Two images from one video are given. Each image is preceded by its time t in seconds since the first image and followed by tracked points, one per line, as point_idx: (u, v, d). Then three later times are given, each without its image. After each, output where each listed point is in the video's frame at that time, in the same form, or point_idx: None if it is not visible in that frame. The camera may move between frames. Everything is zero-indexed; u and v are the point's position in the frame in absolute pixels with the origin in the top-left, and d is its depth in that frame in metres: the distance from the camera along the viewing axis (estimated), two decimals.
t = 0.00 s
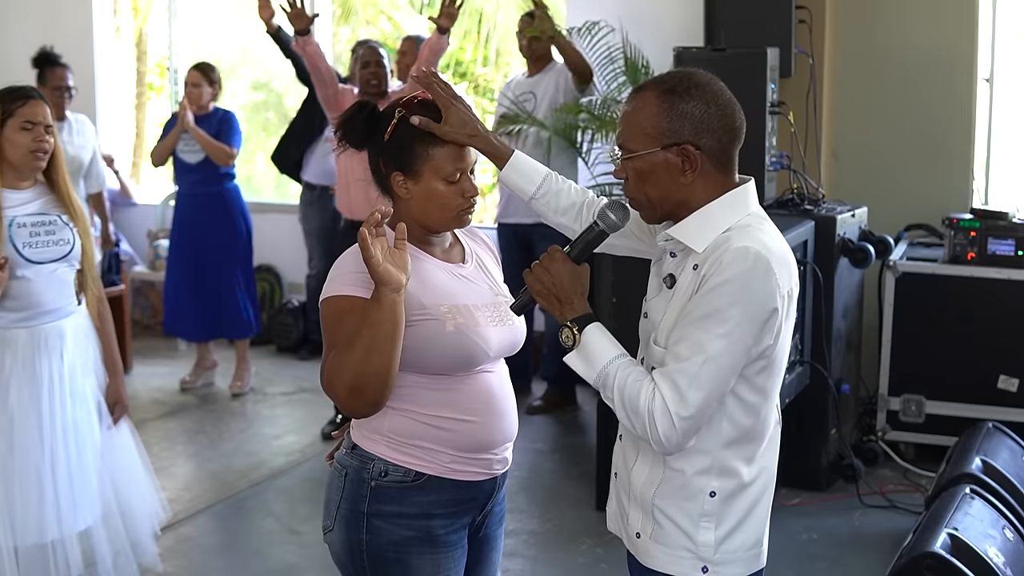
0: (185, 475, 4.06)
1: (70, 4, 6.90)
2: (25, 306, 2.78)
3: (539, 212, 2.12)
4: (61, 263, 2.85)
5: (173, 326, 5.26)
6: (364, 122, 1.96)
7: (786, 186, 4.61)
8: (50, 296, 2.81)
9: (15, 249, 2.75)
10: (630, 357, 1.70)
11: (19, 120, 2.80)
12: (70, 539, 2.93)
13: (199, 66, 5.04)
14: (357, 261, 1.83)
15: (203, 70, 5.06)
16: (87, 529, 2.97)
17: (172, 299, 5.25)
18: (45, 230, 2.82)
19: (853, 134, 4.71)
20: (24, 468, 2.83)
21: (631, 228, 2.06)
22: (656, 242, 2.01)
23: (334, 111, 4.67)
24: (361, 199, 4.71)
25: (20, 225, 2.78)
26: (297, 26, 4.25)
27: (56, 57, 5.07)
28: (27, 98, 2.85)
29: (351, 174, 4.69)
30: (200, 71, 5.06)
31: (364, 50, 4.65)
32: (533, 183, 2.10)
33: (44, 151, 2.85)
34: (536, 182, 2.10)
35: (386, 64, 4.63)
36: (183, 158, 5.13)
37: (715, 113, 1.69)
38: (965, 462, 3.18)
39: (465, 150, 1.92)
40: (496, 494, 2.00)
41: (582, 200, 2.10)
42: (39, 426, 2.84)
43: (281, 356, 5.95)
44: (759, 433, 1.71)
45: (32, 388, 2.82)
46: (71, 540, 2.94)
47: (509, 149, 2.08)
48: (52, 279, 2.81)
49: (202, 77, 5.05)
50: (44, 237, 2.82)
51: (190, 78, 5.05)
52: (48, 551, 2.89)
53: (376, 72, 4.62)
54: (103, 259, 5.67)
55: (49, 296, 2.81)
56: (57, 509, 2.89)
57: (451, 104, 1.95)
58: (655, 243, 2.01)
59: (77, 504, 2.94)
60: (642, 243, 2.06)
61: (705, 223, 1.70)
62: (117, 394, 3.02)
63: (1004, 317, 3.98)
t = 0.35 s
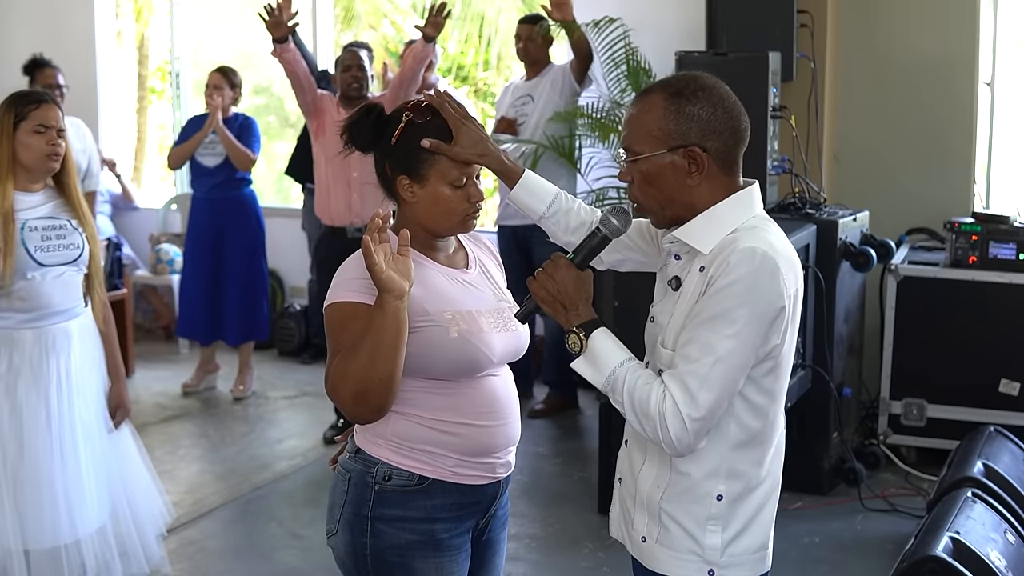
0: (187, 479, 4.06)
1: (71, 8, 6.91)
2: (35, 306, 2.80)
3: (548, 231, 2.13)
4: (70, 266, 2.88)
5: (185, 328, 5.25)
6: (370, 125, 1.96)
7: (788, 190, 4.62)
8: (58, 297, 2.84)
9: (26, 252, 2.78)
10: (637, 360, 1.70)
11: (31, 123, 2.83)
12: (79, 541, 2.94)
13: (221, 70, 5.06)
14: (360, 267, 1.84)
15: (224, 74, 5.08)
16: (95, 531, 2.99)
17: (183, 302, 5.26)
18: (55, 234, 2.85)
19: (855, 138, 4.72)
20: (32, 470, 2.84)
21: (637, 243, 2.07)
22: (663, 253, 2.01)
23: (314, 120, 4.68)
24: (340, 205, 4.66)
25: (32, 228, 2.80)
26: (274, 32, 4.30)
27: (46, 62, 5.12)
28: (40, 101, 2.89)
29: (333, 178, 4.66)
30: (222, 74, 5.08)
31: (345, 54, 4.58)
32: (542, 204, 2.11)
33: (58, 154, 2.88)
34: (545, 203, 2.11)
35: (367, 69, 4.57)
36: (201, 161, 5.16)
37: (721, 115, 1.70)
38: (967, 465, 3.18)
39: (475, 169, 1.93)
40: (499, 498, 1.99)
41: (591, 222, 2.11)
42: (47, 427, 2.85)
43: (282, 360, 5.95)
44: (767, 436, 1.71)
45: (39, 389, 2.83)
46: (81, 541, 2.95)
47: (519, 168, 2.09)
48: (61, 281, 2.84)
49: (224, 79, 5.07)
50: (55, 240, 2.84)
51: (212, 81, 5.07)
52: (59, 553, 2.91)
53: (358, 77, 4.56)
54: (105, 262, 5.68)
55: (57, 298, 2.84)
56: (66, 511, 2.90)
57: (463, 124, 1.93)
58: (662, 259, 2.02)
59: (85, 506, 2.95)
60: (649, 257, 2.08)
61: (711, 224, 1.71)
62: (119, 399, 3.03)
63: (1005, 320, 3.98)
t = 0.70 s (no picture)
0: (188, 484, 4.07)
1: (72, 13, 6.92)
2: (34, 310, 2.81)
3: (549, 245, 2.18)
4: (68, 271, 2.89)
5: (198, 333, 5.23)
6: (375, 130, 1.97)
7: (788, 195, 4.63)
8: (56, 301, 2.84)
9: (27, 256, 2.79)
10: (638, 363, 1.70)
11: (26, 128, 2.84)
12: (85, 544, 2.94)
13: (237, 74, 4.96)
14: (361, 273, 1.84)
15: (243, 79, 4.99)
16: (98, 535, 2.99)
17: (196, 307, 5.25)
18: (54, 239, 2.85)
19: (856, 144, 4.73)
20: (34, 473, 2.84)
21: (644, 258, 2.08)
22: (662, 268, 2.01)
23: (298, 129, 4.68)
24: (326, 211, 4.63)
25: (31, 233, 2.81)
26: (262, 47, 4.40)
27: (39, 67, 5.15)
28: (33, 106, 2.92)
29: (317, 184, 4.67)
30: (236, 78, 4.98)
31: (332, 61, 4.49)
32: (545, 218, 2.15)
33: (52, 158, 2.90)
34: (548, 217, 2.15)
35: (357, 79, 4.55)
36: (217, 167, 5.11)
37: (715, 117, 1.71)
38: (967, 469, 3.18)
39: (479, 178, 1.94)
40: (500, 503, 2.00)
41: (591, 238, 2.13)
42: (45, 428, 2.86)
43: (283, 365, 5.96)
44: (768, 436, 1.71)
45: (39, 391, 2.83)
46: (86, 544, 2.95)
47: (524, 182, 2.14)
48: (59, 286, 2.85)
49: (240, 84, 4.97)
50: (54, 245, 2.85)
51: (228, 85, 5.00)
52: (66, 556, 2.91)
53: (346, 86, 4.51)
54: (106, 268, 5.68)
55: (56, 302, 2.85)
56: (67, 515, 2.90)
57: (472, 132, 1.95)
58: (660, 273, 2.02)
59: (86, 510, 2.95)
60: (648, 271, 2.09)
61: (708, 226, 1.71)
62: (115, 403, 3.02)
63: (1004, 325, 3.99)
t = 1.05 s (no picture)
0: (187, 487, 4.06)
1: (71, 16, 6.92)
2: (11, 316, 2.79)
3: (551, 254, 2.18)
4: (46, 274, 2.87)
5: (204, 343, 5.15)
6: (379, 131, 1.97)
7: (788, 198, 4.62)
8: (33, 306, 2.83)
9: (3, 260, 2.78)
10: (637, 363, 1.70)
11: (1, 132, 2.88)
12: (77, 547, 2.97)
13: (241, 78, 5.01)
14: (358, 276, 1.84)
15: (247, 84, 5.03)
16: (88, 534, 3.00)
17: (197, 316, 5.16)
18: (29, 242, 2.84)
19: (855, 148, 4.73)
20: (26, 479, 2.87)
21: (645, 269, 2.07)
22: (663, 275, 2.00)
23: (294, 134, 4.68)
24: (324, 215, 4.62)
25: (5, 237, 2.80)
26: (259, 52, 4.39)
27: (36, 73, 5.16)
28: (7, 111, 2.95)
29: (315, 189, 4.66)
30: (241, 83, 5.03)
31: (329, 65, 4.53)
32: (547, 226, 2.16)
33: (25, 162, 2.90)
34: (550, 225, 2.16)
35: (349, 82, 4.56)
36: (225, 170, 5.07)
37: (707, 118, 1.72)
38: (968, 472, 3.18)
39: (481, 185, 1.95)
40: (499, 505, 1.99)
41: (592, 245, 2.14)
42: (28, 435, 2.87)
43: (282, 368, 5.95)
44: (768, 434, 1.71)
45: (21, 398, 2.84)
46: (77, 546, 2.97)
47: (525, 191, 2.16)
48: (36, 290, 2.84)
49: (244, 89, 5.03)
50: (29, 248, 2.84)
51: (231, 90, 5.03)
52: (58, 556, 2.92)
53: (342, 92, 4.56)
54: (106, 271, 5.68)
55: (34, 307, 2.84)
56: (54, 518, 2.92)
57: (476, 140, 1.96)
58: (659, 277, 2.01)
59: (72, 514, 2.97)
60: (646, 280, 2.08)
61: (704, 226, 1.71)
62: (92, 410, 3.02)
63: (1005, 328, 3.99)
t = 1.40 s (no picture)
0: (188, 490, 4.05)
1: (72, 19, 6.92)
2: None
3: (554, 261, 2.18)
4: (17, 283, 2.53)
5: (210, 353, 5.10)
6: (385, 134, 1.97)
7: (789, 201, 4.63)
8: (8, 318, 2.50)
9: None
10: (640, 366, 1.69)
11: None
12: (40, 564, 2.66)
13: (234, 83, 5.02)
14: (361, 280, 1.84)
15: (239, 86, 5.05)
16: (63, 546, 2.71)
17: (197, 325, 5.12)
18: None
19: (857, 151, 4.74)
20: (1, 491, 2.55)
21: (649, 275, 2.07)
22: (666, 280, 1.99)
23: (308, 137, 4.62)
24: (337, 219, 4.60)
25: None
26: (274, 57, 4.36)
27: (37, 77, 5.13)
28: None
29: (327, 192, 4.62)
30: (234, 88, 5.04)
31: (338, 68, 4.52)
32: (551, 233, 2.16)
33: None
34: (554, 232, 2.16)
35: (360, 85, 4.52)
36: (225, 174, 5.04)
37: (707, 121, 1.71)
38: (970, 476, 3.18)
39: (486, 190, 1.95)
40: (500, 508, 1.99)
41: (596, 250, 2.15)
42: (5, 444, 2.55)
43: (284, 371, 5.95)
44: (771, 435, 1.71)
45: None
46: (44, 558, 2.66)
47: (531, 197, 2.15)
48: (8, 301, 2.49)
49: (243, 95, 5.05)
50: None
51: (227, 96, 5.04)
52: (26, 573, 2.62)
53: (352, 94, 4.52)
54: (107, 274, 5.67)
55: (9, 318, 2.50)
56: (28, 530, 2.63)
57: (482, 144, 1.96)
58: (662, 282, 2.01)
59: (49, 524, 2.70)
60: (650, 284, 2.07)
61: (705, 229, 1.71)
62: (72, 416, 2.74)
63: (1006, 331, 3.99)
